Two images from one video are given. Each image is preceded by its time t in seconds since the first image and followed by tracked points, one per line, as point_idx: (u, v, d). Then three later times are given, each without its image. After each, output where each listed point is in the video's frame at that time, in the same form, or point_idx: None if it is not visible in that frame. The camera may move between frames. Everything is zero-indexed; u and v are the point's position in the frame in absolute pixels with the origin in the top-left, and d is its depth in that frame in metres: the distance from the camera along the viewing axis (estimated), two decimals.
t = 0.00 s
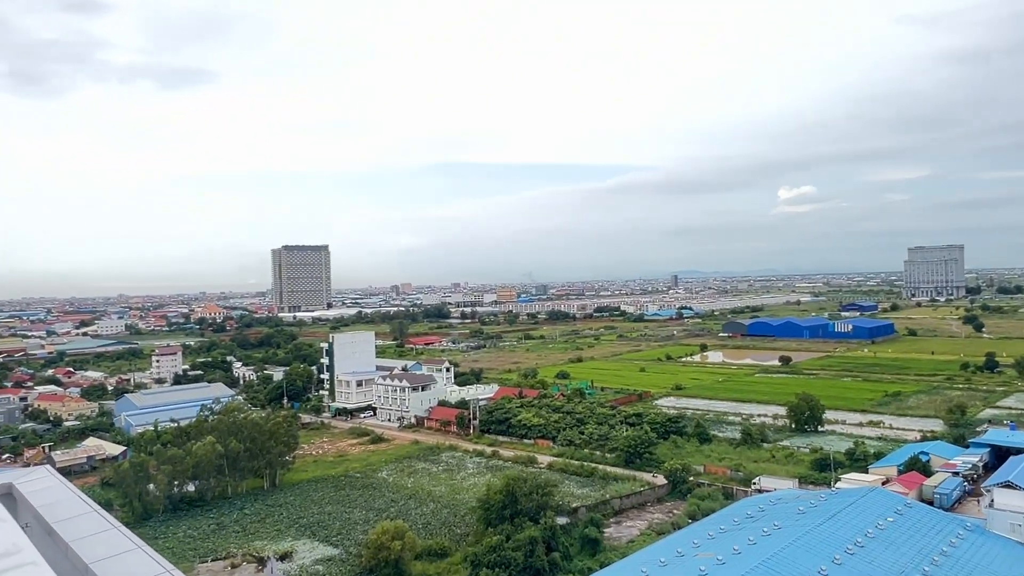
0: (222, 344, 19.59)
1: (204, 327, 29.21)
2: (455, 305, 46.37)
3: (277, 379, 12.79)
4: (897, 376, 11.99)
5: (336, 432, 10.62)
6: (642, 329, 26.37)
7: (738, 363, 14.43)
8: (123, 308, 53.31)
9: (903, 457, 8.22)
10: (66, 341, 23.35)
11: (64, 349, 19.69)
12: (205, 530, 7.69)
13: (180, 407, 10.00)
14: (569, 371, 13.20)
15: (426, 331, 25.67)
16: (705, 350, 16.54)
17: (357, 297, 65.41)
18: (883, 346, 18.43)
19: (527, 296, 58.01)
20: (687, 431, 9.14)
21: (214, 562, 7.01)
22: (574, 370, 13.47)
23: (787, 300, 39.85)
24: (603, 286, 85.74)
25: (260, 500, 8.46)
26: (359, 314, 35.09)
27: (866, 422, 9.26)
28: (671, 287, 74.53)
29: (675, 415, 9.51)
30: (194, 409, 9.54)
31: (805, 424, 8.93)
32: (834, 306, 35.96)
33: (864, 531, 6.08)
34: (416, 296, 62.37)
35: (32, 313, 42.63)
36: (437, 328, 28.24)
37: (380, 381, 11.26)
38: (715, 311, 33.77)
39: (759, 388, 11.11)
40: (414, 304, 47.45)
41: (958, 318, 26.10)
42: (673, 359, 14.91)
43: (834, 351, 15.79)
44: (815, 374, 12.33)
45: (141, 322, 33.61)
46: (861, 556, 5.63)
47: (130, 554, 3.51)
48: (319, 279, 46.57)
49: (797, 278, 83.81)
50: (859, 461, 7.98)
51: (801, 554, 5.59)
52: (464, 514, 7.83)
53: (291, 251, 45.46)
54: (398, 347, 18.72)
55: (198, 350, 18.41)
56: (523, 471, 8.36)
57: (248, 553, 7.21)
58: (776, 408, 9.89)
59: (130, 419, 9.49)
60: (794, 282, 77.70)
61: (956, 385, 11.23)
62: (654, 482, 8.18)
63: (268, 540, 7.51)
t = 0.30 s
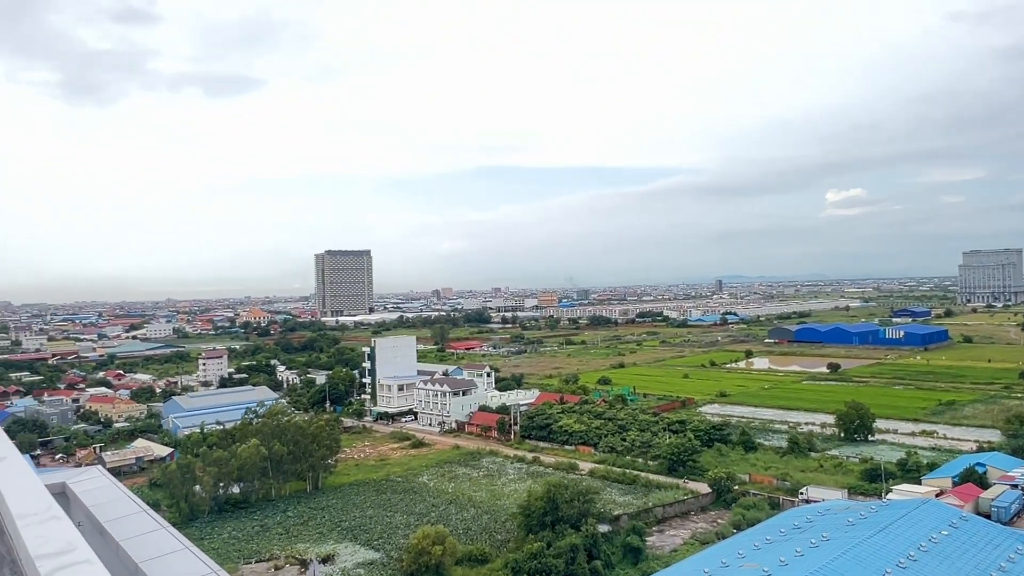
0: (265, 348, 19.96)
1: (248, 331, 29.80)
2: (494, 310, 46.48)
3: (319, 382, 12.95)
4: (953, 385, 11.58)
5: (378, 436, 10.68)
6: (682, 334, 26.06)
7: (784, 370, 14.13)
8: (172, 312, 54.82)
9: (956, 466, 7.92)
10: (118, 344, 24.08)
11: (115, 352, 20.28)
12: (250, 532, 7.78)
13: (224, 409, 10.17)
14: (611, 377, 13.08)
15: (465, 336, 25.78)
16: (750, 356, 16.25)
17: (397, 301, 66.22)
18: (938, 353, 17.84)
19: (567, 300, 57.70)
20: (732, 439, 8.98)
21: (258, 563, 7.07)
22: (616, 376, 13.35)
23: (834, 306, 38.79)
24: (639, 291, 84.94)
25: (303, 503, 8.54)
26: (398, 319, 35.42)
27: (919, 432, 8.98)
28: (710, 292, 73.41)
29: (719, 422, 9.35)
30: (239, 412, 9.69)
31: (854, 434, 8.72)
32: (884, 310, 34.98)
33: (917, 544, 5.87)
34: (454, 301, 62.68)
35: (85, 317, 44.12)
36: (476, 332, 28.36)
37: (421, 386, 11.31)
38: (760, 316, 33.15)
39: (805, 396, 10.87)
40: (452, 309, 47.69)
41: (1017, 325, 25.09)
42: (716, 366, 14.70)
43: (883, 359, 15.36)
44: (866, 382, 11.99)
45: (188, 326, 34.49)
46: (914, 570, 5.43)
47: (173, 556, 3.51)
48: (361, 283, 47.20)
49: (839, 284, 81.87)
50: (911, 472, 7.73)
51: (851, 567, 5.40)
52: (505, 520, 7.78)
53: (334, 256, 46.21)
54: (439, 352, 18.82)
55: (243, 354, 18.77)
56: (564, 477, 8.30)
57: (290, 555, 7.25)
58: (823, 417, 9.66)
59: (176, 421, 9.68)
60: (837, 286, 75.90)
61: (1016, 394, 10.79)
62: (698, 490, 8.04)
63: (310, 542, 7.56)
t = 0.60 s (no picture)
0: (306, 352, 20.28)
1: (289, 335, 30.28)
2: (529, 315, 46.49)
3: (359, 386, 13.10)
4: (1005, 393, 11.20)
5: (416, 440, 10.75)
6: (722, 339, 25.73)
7: (827, 376, 13.87)
8: (215, 315, 56.17)
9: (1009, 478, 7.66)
10: (165, 347, 24.73)
11: (161, 355, 20.81)
12: (290, 533, 7.86)
13: (266, 412, 10.35)
14: (650, 383, 12.99)
15: (503, 341, 25.83)
16: (793, 363, 15.98)
17: (434, 305, 66.79)
18: (991, 360, 17.29)
19: (604, 305, 57.29)
20: (774, 447, 8.85)
21: (299, 565, 7.14)
22: (655, 382, 13.24)
23: (880, 311, 37.78)
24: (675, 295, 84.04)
25: (343, 506, 8.62)
26: (437, 323, 35.64)
27: (969, 441, 8.74)
28: (752, 297, 72.15)
29: (761, 429, 9.23)
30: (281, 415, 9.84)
31: (901, 442, 8.53)
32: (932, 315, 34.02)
33: (968, 557, 5.70)
34: (491, 306, 62.82)
35: (135, 321, 45.45)
36: (514, 337, 28.42)
37: (459, 390, 11.38)
38: (803, 322, 32.48)
39: (849, 404, 10.66)
40: (487, 313, 47.82)
41: None
42: (757, 372, 14.49)
43: (931, 366, 14.96)
44: (914, 389, 11.69)
45: (230, 330, 35.24)
46: None
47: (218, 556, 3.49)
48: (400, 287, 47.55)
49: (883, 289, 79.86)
50: (961, 482, 7.51)
51: None
52: (543, 526, 7.75)
53: (373, 262, 46.60)
54: (477, 356, 18.90)
55: (285, 358, 19.09)
56: (603, 483, 8.26)
57: (330, 557, 7.30)
58: (869, 425, 9.47)
59: (220, 423, 9.88)
60: (881, 291, 73.97)
61: None
62: (739, 498, 7.93)
63: (350, 545, 7.60)
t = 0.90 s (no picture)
0: (333, 355, 20.39)
1: (316, 338, 30.46)
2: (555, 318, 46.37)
3: (386, 390, 13.12)
4: None
5: (443, 444, 10.73)
6: (752, 344, 25.41)
7: (862, 382, 13.60)
8: (242, 318, 56.94)
9: None
10: (194, 349, 25.05)
11: (190, 358, 21.06)
12: (317, 537, 7.85)
13: (293, 415, 10.41)
14: (679, 388, 12.86)
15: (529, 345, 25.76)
16: (825, 368, 15.72)
17: (459, 309, 66.89)
18: None
19: (630, 309, 56.80)
20: (806, 453, 8.71)
21: (325, 569, 7.10)
22: (684, 387, 13.10)
23: (917, 316, 36.93)
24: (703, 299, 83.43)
25: (369, 509, 8.62)
26: (463, 327, 35.64)
27: (1009, 450, 8.51)
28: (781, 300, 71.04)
29: (792, 435, 9.08)
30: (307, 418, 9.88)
31: (937, 450, 8.33)
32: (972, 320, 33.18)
33: (1009, 569, 5.52)
34: (517, 309, 62.71)
35: (163, 324, 46.32)
36: (541, 341, 28.36)
37: (485, 394, 11.35)
38: (836, 326, 31.90)
39: (884, 410, 10.45)
40: (512, 317, 47.78)
41: None
42: (789, 377, 14.27)
43: (970, 373, 14.60)
44: (951, 396, 11.41)
45: (258, 333, 35.59)
46: None
47: (244, 559, 3.45)
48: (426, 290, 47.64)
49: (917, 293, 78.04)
50: (1001, 492, 7.28)
51: None
52: (570, 533, 7.67)
53: (402, 265, 46.77)
54: (504, 361, 18.86)
55: (312, 361, 19.21)
56: (631, 489, 8.17)
57: (356, 560, 7.27)
58: (905, 433, 9.25)
59: (248, 426, 9.95)
60: (915, 295, 72.33)
61: None
62: (771, 506, 7.79)
63: (376, 548, 7.57)
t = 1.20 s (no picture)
0: (350, 359, 20.36)
1: (333, 342, 30.48)
2: (573, 323, 46.14)
3: (403, 395, 13.03)
4: None
5: (460, 450, 10.63)
6: (775, 350, 25.07)
7: (889, 389, 13.34)
8: (260, 322, 57.31)
9: None
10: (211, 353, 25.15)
11: (206, 362, 21.10)
12: (333, 543, 7.76)
13: (310, 420, 10.35)
14: (700, 394, 12.69)
15: (548, 350, 25.66)
16: (851, 375, 15.46)
17: (476, 313, 66.86)
18: None
19: (649, 313, 56.37)
20: (832, 462, 8.52)
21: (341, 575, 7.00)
22: (705, 393, 12.91)
23: (945, 321, 36.26)
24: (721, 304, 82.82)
25: (386, 516, 8.52)
26: (481, 331, 35.49)
27: None
28: (804, 305, 70.10)
29: (818, 443, 8.90)
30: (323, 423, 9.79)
31: (968, 459, 8.13)
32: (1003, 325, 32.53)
33: None
34: (535, 313, 62.50)
35: (179, 327, 46.64)
36: (560, 346, 28.23)
37: (504, 400, 11.25)
38: (861, 331, 31.40)
39: (912, 418, 10.22)
40: (529, 322, 47.59)
41: None
42: (814, 384, 14.05)
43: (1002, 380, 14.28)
44: (982, 404, 11.14)
45: (274, 337, 35.72)
46: None
47: (262, 565, 3.37)
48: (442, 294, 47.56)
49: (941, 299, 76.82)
50: None
51: None
52: (589, 541, 7.52)
53: (419, 269, 46.72)
54: (522, 366, 18.75)
55: (328, 365, 19.18)
56: (651, 498, 8.02)
57: (372, 567, 7.16)
58: (935, 442, 9.02)
59: (264, 430, 9.91)
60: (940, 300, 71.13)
61: None
62: (795, 515, 7.61)
63: (393, 555, 7.46)
